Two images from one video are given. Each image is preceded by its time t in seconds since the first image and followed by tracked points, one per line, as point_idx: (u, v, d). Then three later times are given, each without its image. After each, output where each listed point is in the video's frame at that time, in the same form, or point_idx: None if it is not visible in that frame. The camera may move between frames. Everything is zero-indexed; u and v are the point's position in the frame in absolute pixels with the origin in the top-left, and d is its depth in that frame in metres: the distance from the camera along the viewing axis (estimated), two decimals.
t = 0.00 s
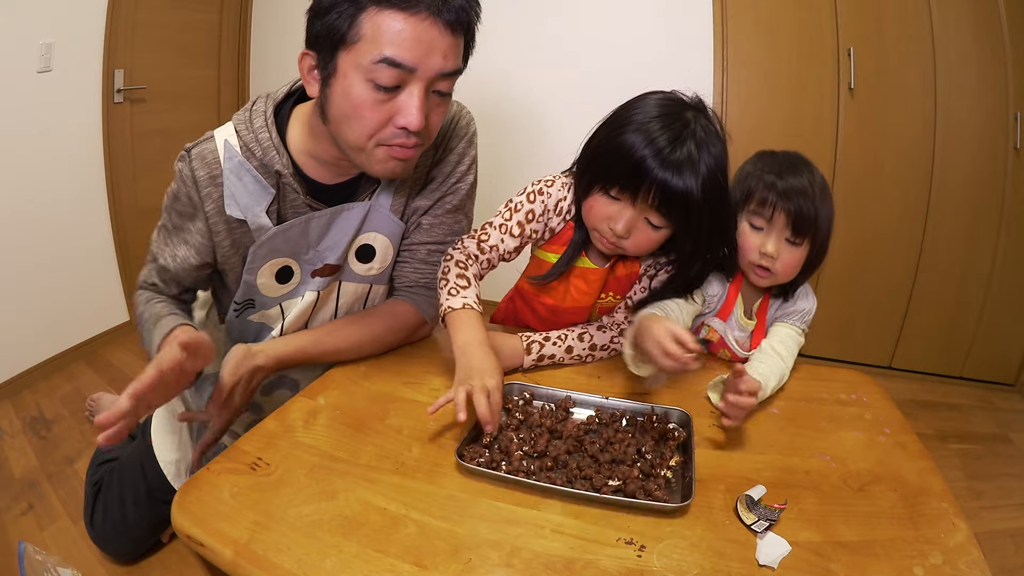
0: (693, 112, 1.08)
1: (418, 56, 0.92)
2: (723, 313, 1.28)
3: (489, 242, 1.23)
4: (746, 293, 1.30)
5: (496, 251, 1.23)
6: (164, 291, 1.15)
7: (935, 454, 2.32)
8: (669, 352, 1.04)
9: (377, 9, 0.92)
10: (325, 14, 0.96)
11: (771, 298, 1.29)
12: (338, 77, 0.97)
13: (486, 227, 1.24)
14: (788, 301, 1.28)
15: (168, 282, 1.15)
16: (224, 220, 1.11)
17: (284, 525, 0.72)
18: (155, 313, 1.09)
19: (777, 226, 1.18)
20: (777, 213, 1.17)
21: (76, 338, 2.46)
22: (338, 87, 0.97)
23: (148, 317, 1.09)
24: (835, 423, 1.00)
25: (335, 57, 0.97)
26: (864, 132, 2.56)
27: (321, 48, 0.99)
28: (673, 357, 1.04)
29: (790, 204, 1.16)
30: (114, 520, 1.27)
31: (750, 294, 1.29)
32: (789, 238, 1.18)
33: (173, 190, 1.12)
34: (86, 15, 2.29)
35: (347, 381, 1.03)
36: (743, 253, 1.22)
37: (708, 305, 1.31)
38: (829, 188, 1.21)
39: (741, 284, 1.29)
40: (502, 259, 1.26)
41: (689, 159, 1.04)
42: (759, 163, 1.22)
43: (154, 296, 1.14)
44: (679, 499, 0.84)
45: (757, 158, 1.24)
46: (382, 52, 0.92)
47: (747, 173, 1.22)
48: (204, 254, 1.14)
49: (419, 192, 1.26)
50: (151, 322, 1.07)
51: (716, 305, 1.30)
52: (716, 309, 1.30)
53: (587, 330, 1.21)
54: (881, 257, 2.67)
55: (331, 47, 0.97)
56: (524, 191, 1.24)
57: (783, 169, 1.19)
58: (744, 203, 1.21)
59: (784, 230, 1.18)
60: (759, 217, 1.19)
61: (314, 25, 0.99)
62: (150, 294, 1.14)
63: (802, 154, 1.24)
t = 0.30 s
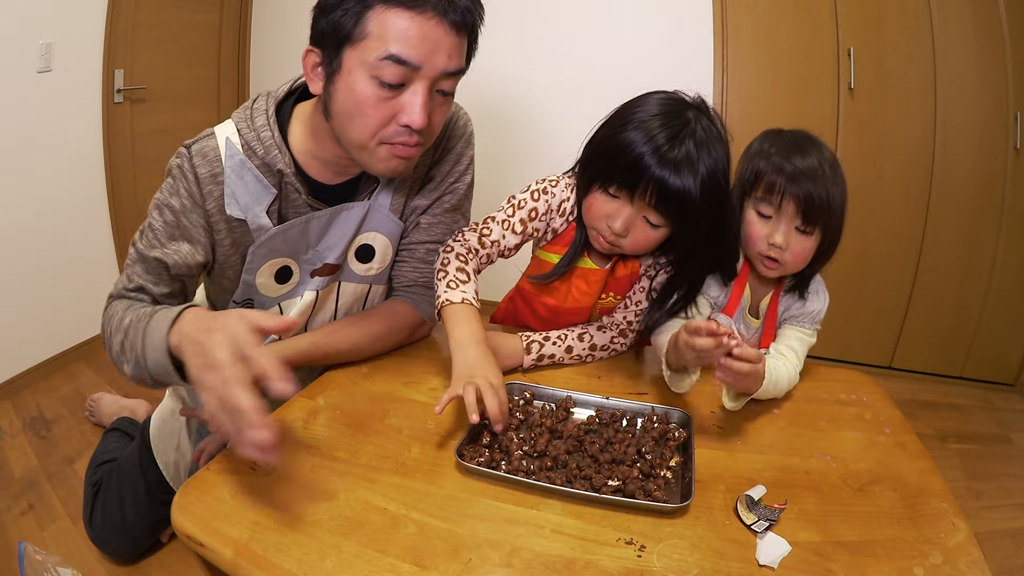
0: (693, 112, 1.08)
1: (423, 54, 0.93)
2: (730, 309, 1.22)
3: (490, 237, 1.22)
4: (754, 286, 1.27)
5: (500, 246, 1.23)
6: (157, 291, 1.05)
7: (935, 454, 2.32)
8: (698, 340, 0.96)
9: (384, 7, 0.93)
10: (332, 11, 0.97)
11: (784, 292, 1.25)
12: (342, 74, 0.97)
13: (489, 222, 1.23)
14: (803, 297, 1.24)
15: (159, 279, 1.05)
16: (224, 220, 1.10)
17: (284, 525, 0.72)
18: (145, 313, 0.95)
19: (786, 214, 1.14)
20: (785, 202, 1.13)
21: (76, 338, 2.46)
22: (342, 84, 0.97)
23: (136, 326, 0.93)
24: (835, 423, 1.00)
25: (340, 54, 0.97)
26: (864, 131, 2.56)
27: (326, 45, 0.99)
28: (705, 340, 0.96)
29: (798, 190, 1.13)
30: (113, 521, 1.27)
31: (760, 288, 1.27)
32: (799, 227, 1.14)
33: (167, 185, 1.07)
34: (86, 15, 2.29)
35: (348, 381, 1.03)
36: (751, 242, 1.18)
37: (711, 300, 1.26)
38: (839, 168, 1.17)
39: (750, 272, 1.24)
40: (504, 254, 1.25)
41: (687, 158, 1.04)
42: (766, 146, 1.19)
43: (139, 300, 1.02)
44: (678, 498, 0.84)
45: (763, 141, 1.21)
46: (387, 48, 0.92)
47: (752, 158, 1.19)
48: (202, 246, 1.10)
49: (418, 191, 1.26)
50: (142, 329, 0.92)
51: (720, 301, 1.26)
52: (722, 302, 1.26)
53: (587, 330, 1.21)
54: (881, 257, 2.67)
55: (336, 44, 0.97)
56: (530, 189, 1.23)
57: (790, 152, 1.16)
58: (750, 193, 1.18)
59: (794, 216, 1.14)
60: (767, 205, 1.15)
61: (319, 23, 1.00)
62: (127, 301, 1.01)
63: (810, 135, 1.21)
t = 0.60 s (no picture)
0: (694, 112, 1.08)
1: (428, 54, 0.93)
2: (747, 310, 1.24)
3: (493, 252, 1.26)
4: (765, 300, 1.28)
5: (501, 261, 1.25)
6: (193, 291, 0.94)
7: (935, 454, 2.32)
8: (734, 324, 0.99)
9: (391, 6, 0.93)
10: (339, 9, 0.97)
11: (797, 301, 1.25)
12: (348, 71, 0.97)
13: (491, 241, 1.27)
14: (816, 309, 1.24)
15: (191, 279, 0.95)
16: (233, 214, 1.06)
17: (284, 525, 0.72)
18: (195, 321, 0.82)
19: (785, 227, 1.14)
20: (782, 214, 1.13)
21: (76, 337, 2.46)
22: (348, 82, 0.98)
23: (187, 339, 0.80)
24: (835, 423, 1.00)
25: (346, 52, 0.97)
26: (865, 130, 2.56)
27: (332, 43, 1.00)
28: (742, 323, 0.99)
29: (794, 201, 1.12)
30: (110, 521, 1.26)
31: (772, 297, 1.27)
32: (800, 238, 1.14)
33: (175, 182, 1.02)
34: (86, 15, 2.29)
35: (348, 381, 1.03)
36: (756, 258, 1.19)
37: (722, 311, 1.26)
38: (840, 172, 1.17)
39: (760, 287, 1.26)
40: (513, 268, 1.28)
41: (686, 157, 1.04)
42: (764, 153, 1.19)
43: (177, 310, 0.90)
44: (678, 498, 0.84)
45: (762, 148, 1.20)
46: (393, 46, 0.93)
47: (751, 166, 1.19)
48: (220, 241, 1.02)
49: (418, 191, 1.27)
50: (196, 340, 0.79)
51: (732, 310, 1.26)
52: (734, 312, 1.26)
53: (587, 331, 1.21)
54: (881, 257, 2.67)
55: (341, 42, 0.98)
56: (523, 201, 1.25)
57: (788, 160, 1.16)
58: (750, 207, 1.18)
59: (794, 232, 1.14)
60: (765, 218, 1.16)
61: (326, 20, 1.00)
62: (161, 312, 0.89)
63: (811, 138, 1.20)
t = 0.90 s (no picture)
0: (681, 110, 1.08)
1: (436, 46, 0.95)
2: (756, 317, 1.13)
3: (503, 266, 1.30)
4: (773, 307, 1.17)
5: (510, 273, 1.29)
6: (233, 275, 0.95)
7: (935, 454, 2.32)
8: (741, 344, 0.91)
9: None
10: (347, 6, 1.00)
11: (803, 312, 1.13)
12: (356, 64, 0.99)
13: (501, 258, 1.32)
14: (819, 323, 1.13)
15: (229, 263, 0.96)
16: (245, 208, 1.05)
17: (284, 525, 0.72)
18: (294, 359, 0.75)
19: (798, 244, 1.00)
20: (796, 230, 1.00)
21: (76, 337, 2.46)
22: (355, 74, 0.99)
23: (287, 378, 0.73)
24: (835, 423, 1.00)
25: (354, 46, 0.99)
26: (865, 131, 2.56)
27: (340, 39, 1.02)
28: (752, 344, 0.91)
29: (808, 215, 0.99)
30: (110, 522, 1.26)
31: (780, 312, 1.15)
32: (815, 258, 1.01)
33: (191, 171, 1.01)
34: (85, 15, 2.28)
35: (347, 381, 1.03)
36: (766, 275, 1.06)
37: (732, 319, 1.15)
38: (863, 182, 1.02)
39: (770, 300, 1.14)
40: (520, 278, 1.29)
41: (670, 151, 1.05)
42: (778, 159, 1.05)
43: (226, 315, 0.87)
44: (678, 499, 0.84)
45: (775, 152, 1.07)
46: (402, 38, 0.94)
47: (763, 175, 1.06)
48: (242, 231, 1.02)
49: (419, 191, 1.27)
50: (303, 381, 0.72)
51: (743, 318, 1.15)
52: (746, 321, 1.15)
53: (587, 330, 1.21)
54: (882, 256, 2.67)
55: (351, 37, 1.00)
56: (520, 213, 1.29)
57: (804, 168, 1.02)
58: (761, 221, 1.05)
59: (809, 251, 1.00)
60: (776, 233, 1.02)
61: (335, 18, 1.03)
62: (229, 332, 0.82)
63: (830, 142, 1.06)
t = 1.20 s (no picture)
0: (680, 108, 1.08)
1: (439, 42, 0.95)
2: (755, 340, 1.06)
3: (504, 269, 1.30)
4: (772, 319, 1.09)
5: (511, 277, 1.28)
6: (252, 286, 0.96)
7: (935, 454, 2.32)
8: (730, 377, 0.88)
9: None
10: (351, 5, 1.00)
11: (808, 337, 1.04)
12: (359, 60, 0.99)
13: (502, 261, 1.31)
14: (824, 348, 1.00)
15: (246, 274, 0.97)
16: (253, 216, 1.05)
17: (284, 525, 0.72)
18: (330, 392, 0.82)
19: (808, 274, 0.89)
20: (806, 256, 0.88)
21: (77, 338, 2.46)
22: (358, 70, 0.99)
23: (324, 409, 0.80)
24: (835, 423, 1.00)
25: (357, 41, 1.00)
26: (865, 130, 2.56)
27: (343, 36, 1.02)
28: (742, 378, 0.87)
29: (821, 240, 0.87)
30: (110, 521, 1.26)
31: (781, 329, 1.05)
32: (827, 289, 0.89)
33: (195, 181, 1.01)
34: (85, 14, 2.28)
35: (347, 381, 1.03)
36: (772, 302, 0.94)
37: (732, 335, 1.07)
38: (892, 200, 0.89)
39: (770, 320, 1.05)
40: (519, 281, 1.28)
41: (669, 150, 1.05)
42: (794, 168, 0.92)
43: (252, 331, 0.91)
44: (678, 499, 0.83)
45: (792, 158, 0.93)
46: (406, 34, 0.95)
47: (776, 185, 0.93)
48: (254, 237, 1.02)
49: (419, 191, 1.27)
50: (339, 414, 0.80)
51: (743, 334, 1.06)
52: (747, 336, 1.07)
53: (587, 330, 1.24)
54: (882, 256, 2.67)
55: (354, 34, 1.00)
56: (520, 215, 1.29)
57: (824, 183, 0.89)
58: (769, 239, 0.93)
59: (820, 281, 0.89)
60: (786, 259, 0.90)
61: (337, 17, 1.03)
62: (259, 354, 0.87)
63: (860, 147, 0.92)
